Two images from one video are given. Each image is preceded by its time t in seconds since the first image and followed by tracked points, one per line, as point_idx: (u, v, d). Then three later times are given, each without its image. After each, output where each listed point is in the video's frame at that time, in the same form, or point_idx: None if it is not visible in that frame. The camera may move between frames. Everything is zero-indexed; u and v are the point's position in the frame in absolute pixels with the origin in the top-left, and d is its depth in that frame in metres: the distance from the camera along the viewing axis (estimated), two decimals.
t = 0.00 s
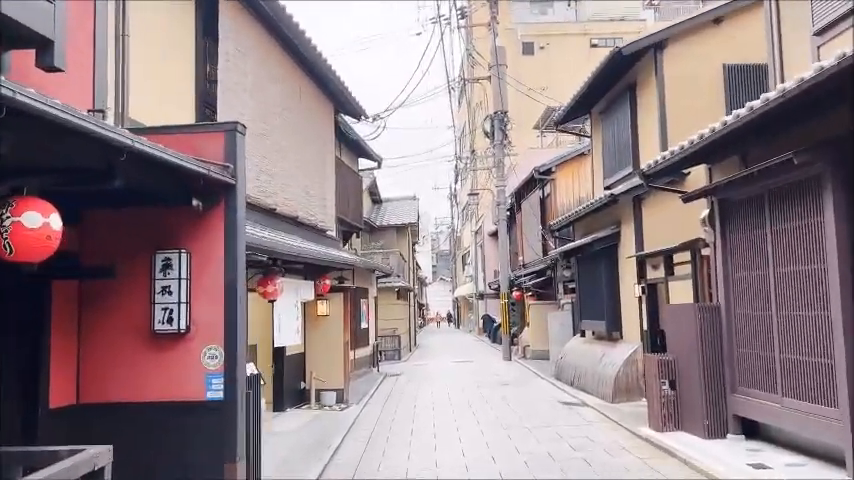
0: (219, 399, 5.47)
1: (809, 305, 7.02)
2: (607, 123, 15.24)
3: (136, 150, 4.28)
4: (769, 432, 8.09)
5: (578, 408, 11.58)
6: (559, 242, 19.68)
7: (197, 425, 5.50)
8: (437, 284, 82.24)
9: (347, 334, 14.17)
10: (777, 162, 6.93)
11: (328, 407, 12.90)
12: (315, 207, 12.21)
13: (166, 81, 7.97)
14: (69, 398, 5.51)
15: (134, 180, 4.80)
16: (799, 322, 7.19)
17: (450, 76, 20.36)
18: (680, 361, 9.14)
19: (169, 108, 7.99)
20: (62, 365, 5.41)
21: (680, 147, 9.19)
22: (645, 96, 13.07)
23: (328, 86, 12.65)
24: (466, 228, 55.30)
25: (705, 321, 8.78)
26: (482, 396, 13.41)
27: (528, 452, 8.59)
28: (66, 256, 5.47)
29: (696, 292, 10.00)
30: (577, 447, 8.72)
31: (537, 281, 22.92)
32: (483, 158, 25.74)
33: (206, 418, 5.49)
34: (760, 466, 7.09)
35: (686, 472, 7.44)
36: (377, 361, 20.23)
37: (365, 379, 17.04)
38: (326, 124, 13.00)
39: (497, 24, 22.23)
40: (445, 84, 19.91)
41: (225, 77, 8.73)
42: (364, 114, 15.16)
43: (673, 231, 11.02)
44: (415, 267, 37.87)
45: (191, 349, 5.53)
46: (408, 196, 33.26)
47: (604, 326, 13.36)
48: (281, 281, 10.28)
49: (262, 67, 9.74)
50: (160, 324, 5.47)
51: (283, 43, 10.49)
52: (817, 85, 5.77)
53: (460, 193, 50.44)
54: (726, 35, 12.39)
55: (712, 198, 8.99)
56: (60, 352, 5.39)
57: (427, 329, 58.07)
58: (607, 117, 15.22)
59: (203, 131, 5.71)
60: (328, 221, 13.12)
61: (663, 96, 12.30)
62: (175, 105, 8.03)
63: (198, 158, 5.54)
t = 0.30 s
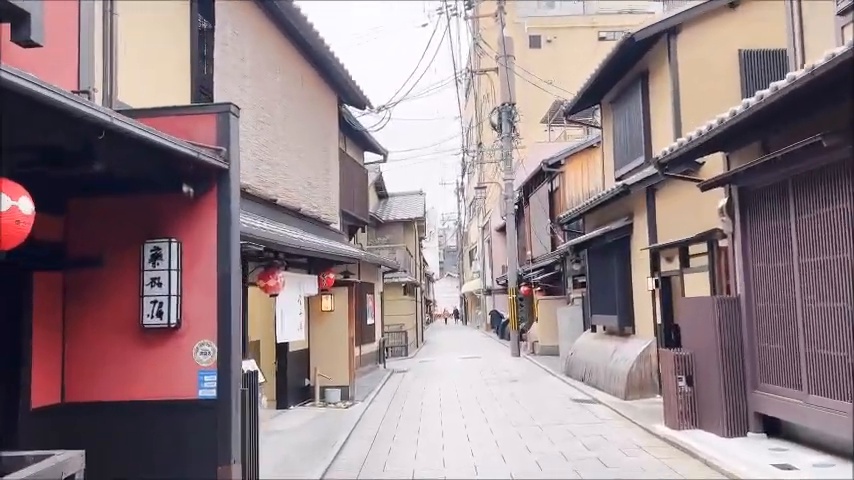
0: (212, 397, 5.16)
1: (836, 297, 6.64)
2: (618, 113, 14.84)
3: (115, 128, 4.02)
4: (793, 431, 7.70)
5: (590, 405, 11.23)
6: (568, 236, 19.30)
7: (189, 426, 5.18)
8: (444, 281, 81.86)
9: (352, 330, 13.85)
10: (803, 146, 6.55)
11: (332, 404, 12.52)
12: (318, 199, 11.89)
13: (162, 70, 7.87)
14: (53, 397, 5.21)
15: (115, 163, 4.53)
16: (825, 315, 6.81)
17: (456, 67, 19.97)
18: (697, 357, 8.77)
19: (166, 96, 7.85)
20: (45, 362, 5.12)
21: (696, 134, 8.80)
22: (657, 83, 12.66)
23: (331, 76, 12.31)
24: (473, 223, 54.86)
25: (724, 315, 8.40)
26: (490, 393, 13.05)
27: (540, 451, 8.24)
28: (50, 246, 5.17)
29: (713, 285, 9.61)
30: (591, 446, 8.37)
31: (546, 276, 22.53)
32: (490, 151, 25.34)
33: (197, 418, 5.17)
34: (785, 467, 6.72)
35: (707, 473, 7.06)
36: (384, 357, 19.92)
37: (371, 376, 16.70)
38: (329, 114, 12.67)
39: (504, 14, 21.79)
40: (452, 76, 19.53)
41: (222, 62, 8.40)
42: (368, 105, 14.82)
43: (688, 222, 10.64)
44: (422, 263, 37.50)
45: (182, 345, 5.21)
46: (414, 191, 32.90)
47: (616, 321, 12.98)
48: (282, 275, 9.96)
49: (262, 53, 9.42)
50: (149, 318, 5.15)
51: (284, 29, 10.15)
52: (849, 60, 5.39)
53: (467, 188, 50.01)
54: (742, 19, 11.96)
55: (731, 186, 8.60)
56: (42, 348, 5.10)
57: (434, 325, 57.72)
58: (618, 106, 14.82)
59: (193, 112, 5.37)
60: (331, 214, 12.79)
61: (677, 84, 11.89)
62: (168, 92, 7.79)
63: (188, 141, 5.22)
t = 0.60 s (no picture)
0: (210, 401, 4.84)
1: None
2: (632, 101, 14.42)
3: (98, 109, 3.78)
4: (823, 431, 7.32)
5: (606, 402, 10.87)
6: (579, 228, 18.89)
7: (186, 431, 4.88)
8: (452, 274, 81.47)
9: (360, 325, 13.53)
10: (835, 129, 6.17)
11: (341, 402, 12.24)
12: (324, 191, 11.55)
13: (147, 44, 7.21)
14: (43, 401, 4.91)
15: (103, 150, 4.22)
16: None
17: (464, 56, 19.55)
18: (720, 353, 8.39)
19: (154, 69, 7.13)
20: (32, 364, 4.82)
21: (715, 121, 8.44)
22: (673, 69, 12.25)
23: (336, 64, 11.95)
24: (481, 217, 54.39)
25: (748, 308, 8.02)
26: (502, 390, 12.70)
27: (556, 452, 7.89)
28: (37, 240, 4.88)
29: (736, 277, 9.22)
30: (609, 446, 8.01)
31: (557, 269, 22.13)
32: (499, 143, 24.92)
33: (195, 422, 4.86)
34: (818, 469, 6.34)
35: (734, 475, 6.70)
36: (392, 353, 19.60)
37: (380, 372, 16.36)
38: (335, 104, 12.31)
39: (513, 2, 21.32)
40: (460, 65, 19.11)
41: (222, 48, 8.08)
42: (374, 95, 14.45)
43: (707, 213, 10.24)
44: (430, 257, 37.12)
45: (178, 345, 4.90)
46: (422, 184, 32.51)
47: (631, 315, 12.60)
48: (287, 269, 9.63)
49: (263, 39, 9.08)
50: (143, 316, 4.84)
51: (286, 15, 9.80)
52: None
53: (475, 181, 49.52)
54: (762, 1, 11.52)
55: (755, 173, 8.21)
56: (29, 349, 4.79)
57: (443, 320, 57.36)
58: (632, 94, 14.40)
59: (187, 97, 5.11)
60: (338, 207, 12.46)
61: (695, 69, 11.47)
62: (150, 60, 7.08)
63: (182, 127, 4.94)
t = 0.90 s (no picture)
0: (205, 397, 4.61)
1: None
2: (645, 84, 13.99)
3: (74, 82, 3.54)
4: None
5: (621, 394, 10.52)
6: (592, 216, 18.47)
7: (181, 429, 4.66)
8: (462, 266, 81.21)
9: (369, 317, 13.22)
10: None
11: (349, 395, 11.96)
12: (330, 180, 11.21)
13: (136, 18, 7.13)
14: (29, 397, 4.68)
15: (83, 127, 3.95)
16: None
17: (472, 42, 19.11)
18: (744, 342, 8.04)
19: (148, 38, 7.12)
20: (18, 358, 4.59)
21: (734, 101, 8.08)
22: (689, 50, 11.81)
23: (340, 48, 11.58)
24: (491, 207, 53.88)
25: (772, 296, 7.66)
26: (514, 382, 12.39)
27: (572, 446, 7.58)
28: (19, 226, 4.62)
29: (758, 264, 8.84)
30: (628, 441, 7.68)
31: (568, 259, 21.73)
32: (508, 131, 24.47)
33: (189, 420, 4.64)
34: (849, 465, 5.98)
35: (759, 471, 6.36)
36: (402, 345, 19.30)
37: (389, 365, 16.06)
38: (339, 89, 11.93)
39: None
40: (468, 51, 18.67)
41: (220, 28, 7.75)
42: (381, 80, 14.07)
43: (726, 198, 9.83)
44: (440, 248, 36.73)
45: (170, 337, 4.65)
46: (431, 174, 32.11)
47: (647, 304, 12.22)
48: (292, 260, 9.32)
49: (264, 21, 8.74)
50: (133, 306, 4.59)
51: None
52: None
53: (484, 171, 49.03)
54: None
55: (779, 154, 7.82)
56: (14, 343, 4.57)
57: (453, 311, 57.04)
58: (646, 77, 13.96)
59: (178, 74, 4.83)
60: (344, 196, 12.11)
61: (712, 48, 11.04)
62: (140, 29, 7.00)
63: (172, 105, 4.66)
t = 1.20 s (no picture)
0: (198, 402, 4.41)
1: None
2: (662, 68, 13.52)
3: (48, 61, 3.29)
4: None
5: (640, 389, 10.16)
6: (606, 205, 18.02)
7: (173, 434, 4.46)
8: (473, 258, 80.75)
9: (378, 310, 12.89)
10: None
11: (359, 390, 11.66)
12: (336, 169, 10.86)
13: None
14: (13, 398, 4.54)
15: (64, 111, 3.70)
16: None
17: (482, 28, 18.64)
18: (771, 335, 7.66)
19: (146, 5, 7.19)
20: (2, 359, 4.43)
21: (758, 83, 7.64)
22: (708, 30, 11.33)
23: (345, 33, 11.19)
24: (501, 198, 53.36)
25: (801, 286, 7.25)
26: (528, 377, 12.06)
27: (591, 446, 7.23)
28: None
29: (786, 253, 8.42)
30: (650, 440, 7.32)
31: (582, 250, 21.29)
32: (519, 119, 24.00)
33: (181, 425, 4.44)
34: None
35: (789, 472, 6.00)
36: (413, 338, 18.98)
37: (399, 358, 15.74)
38: (345, 76, 11.56)
39: None
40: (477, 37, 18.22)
41: (217, 11, 7.40)
42: (388, 67, 13.68)
43: (749, 184, 9.41)
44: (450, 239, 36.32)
45: (161, 337, 4.43)
46: (441, 164, 31.68)
47: (665, 296, 11.82)
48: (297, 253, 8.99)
49: (264, 4, 8.38)
50: (121, 305, 4.39)
51: None
52: None
53: (495, 161, 48.50)
54: None
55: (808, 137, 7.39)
56: None
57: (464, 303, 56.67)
58: (663, 60, 13.49)
59: (167, 53, 4.57)
60: (351, 186, 11.76)
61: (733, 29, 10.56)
62: None
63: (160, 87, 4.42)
